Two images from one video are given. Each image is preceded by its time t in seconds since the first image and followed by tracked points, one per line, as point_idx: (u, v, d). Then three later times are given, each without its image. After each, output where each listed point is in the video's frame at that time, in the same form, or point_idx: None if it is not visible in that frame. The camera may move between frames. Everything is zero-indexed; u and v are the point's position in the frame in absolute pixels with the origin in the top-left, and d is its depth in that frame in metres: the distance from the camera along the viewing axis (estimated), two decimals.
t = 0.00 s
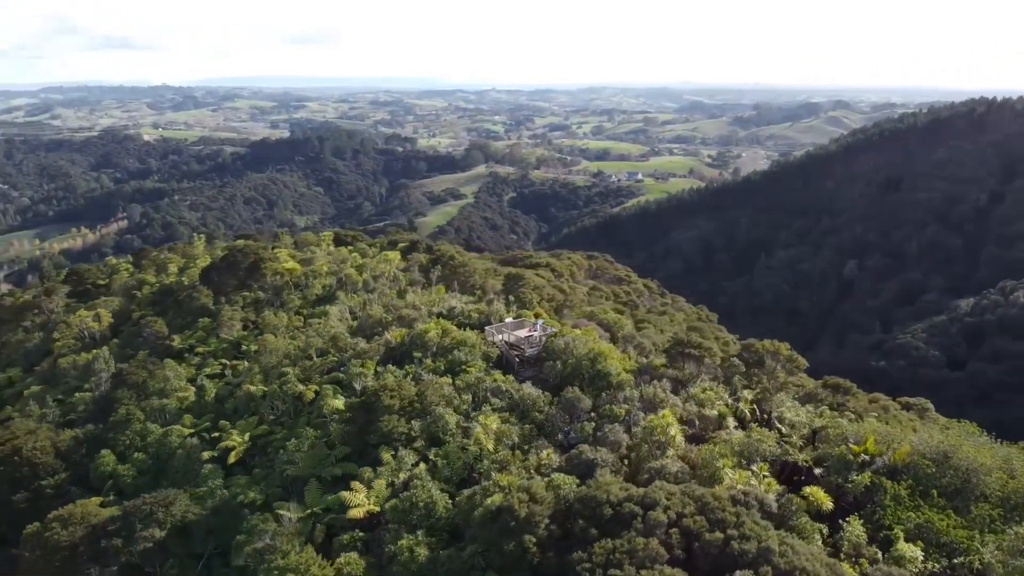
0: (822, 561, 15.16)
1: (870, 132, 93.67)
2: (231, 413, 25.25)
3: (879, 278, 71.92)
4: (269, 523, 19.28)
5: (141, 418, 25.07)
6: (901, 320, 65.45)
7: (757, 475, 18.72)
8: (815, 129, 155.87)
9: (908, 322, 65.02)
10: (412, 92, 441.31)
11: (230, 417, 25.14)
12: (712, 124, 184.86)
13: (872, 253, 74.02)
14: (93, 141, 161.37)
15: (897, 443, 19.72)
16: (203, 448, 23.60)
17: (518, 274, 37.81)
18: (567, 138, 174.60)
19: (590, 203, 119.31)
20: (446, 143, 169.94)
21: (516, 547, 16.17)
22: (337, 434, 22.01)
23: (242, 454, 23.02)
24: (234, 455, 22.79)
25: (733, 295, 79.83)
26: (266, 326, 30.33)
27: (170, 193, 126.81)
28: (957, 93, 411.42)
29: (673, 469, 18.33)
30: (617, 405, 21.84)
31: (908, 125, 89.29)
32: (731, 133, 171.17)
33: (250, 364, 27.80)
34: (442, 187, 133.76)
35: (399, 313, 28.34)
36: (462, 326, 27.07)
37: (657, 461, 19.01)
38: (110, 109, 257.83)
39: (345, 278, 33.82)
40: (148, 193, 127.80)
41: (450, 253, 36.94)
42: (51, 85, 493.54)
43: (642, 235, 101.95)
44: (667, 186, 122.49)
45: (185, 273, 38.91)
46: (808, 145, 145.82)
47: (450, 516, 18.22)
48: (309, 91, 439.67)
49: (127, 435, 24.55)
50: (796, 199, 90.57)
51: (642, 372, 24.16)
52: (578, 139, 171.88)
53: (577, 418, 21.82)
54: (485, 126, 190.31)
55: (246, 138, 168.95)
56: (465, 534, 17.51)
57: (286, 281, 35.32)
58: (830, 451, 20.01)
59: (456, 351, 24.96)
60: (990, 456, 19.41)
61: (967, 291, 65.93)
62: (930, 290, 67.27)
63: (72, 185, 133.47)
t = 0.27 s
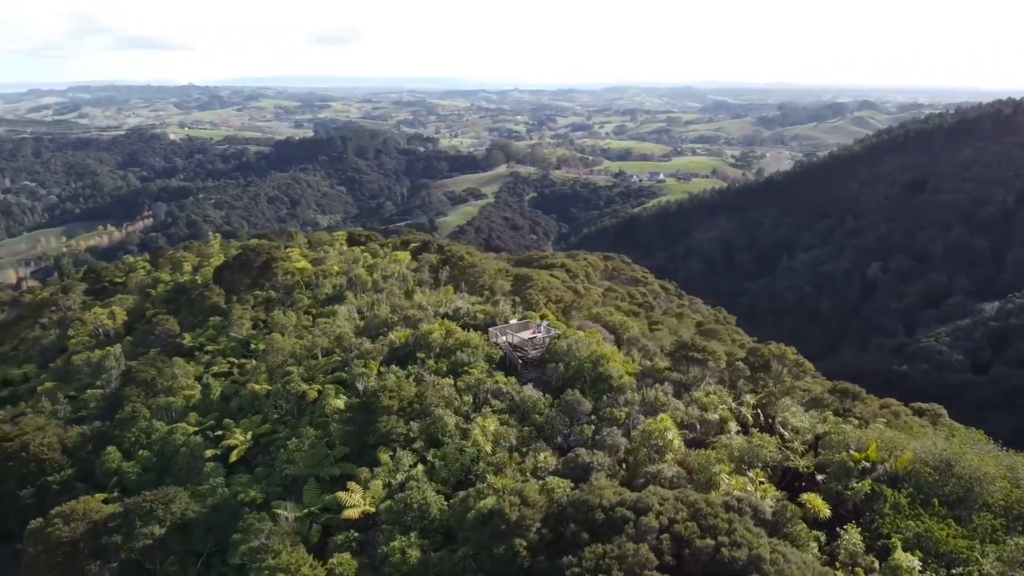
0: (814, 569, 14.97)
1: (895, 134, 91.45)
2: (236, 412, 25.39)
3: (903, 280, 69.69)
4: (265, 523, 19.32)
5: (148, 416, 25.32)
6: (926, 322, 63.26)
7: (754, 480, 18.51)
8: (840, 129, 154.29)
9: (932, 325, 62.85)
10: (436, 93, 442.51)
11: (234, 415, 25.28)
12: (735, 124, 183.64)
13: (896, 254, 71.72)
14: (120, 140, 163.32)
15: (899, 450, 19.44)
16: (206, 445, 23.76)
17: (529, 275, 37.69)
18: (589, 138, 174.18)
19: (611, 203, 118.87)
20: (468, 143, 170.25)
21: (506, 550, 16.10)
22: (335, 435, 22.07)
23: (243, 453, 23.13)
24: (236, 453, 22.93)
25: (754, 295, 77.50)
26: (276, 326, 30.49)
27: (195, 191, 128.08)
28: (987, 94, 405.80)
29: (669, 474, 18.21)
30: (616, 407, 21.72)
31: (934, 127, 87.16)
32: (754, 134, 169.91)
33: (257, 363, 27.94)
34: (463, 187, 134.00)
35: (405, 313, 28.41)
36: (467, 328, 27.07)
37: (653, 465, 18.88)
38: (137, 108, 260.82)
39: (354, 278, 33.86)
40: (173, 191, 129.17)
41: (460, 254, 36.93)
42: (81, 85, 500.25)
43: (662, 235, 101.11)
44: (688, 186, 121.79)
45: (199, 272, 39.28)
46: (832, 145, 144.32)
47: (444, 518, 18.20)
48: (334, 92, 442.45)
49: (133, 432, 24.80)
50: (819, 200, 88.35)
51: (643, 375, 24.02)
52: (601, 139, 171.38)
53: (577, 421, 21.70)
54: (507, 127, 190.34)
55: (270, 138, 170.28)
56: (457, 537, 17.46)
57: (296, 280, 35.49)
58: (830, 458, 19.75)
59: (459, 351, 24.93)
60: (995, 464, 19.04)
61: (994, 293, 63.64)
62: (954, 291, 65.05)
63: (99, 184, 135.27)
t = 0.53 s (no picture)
0: None
1: (920, 135, 89.87)
2: (240, 411, 25.55)
3: (926, 284, 68.26)
4: (262, 522, 19.43)
5: (154, 414, 25.55)
6: (949, 327, 62.08)
7: (750, 487, 18.28)
8: (866, 130, 152.50)
9: (955, 329, 61.66)
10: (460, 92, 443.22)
11: (237, 414, 25.44)
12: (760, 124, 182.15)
13: (919, 257, 70.43)
14: (147, 139, 165.21)
15: (900, 458, 19.12)
16: (209, 443, 23.93)
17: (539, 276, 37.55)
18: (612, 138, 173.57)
19: (632, 204, 118.33)
20: (490, 143, 170.37)
21: (496, 554, 16.03)
22: (335, 435, 22.13)
23: (245, 452, 23.26)
24: (237, 453, 23.03)
25: (774, 297, 76.54)
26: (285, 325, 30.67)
27: (220, 190, 129.27)
28: (1020, 95, 399.22)
29: (664, 479, 18.02)
30: (615, 412, 21.57)
31: (961, 128, 85.51)
32: (779, 134, 168.39)
33: (263, 363, 28.10)
34: (484, 187, 134.06)
35: (411, 314, 28.41)
36: (472, 329, 27.02)
37: (648, 470, 18.71)
38: (163, 108, 263.80)
39: (364, 278, 33.92)
40: (198, 190, 130.46)
41: (470, 255, 36.92)
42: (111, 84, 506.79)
43: (683, 236, 100.36)
44: (711, 187, 120.93)
45: (213, 271, 39.61)
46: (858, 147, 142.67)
47: (437, 520, 18.17)
48: (359, 91, 444.54)
49: (139, 430, 25.04)
50: (842, 202, 87.06)
51: (645, 379, 23.83)
52: (624, 139, 170.72)
53: (577, 424, 21.55)
54: (530, 127, 190.19)
55: (294, 137, 171.51)
56: (450, 539, 17.42)
57: (307, 280, 35.68)
58: (831, 465, 19.47)
59: (461, 353, 24.89)
60: (1001, 474, 18.63)
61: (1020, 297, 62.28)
62: (979, 296, 63.75)
63: (126, 182, 136.99)
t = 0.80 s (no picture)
0: None
1: (946, 135, 88.35)
2: (244, 410, 25.69)
3: (952, 287, 66.98)
4: (259, 520, 19.50)
5: (159, 412, 25.75)
6: (974, 331, 60.87)
7: (747, 493, 18.05)
8: (893, 131, 150.60)
9: (981, 333, 60.44)
10: (484, 92, 443.71)
11: (241, 412, 25.58)
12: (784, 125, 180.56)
13: (944, 260, 69.17)
14: (172, 138, 166.99)
15: (902, 465, 18.81)
16: (212, 442, 24.06)
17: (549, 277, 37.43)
18: (634, 138, 172.85)
19: (653, 204, 117.73)
20: (512, 143, 170.36)
21: (486, 558, 15.95)
22: (335, 436, 22.17)
23: (247, 451, 23.36)
24: (238, 452, 23.12)
25: (795, 298, 75.53)
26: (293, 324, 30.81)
27: (243, 189, 130.38)
28: None
29: (659, 484, 17.85)
30: (615, 415, 21.42)
31: (988, 129, 83.97)
32: (804, 134, 166.76)
33: (269, 361, 28.24)
34: (505, 187, 134.04)
35: (417, 315, 28.41)
36: (476, 330, 26.98)
37: (644, 475, 18.55)
38: (189, 108, 266.83)
39: (374, 278, 33.96)
40: (222, 189, 131.63)
41: (481, 256, 36.87)
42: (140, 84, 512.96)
43: (704, 237, 99.56)
44: (733, 187, 119.96)
45: (226, 269, 39.93)
46: (884, 147, 140.93)
47: (430, 522, 18.12)
48: (383, 91, 446.48)
49: (144, 427, 25.24)
50: (866, 203, 85.77)
51: (648, 382, 23.63)
52: (646, 139, 169.93)
53: (577, 427, 21.42)
54: (551, 126, 189.92)
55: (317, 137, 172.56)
56: (442, 542, 17.36)
57: (317, 279, 35.82)
58: (832, 473, 19.19)
59: (464, 354, 24.84)
60: (1005, 484, 18.29)
61: None
62: (1005, 299, 62.44)
63: (151, 181, 138.55)
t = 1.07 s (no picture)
0: None
1: (971, 136, 86.84)
2: (249, 409, 25.82)
3: (975, 291, 65.74)
4: (256, 519, 19.58)
5: (165, 411, 25.95)
6: (998, 334, 59.64)
7: (744, 500, 17.83)
8: (918, 131, 148.72)
9: (1005, 337, 59.23)
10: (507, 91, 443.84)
11: (246, 411, 25.71)
12: (807, 125, 178.93)
13: (968, 262, 67.90)
14: (196, 137, 168.55)
15: (904, 473, 18.49)
16: (216, 440, 24.20)
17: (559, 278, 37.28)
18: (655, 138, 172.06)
19: (672, 204, 117.09)
20: (532, 142, 170.26)
21: (476, 560, 15.89)
22: (335, 436, 22.20)
23: (249, 450, 23.45)
24: (240, 451, 23.19)
25: (816, 300, 74.45)
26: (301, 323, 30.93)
27: (265, 189, 131.30)
28: None
29: (654, 489, 17.67)
30: (615, 419, 21.25)
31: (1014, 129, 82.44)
32: (827, 135, 165.16)
33: (274, 361, 28.36)
34: (525, 186, 133.94)
35: (422, 315, 28.38)
36: (480, 332, 26.93)
37: (640, 480, 18.37)
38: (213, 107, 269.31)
39: (382, 278, 33.99)
40: (245, 188, 132.68)
41: (491, 257, 36.82)
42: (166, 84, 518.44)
43: (724, 238, 98.69)
44: (754, 188, 118.99)
45: (238, 268, 40.20)
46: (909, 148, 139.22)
47: (424, 523, 18.08)
48: (406, 91, 447.93)
49: (150, 425, 25.45)
50: (888, 206, 84.52)
51: (650, 386, 23.46)
52: (667, 139, 169.07)
53: (577, 430, 21.29)
54: (572, 126, 189.55)
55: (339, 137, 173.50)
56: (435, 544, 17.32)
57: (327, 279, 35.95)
58: (832, 479, 18.90)
59: (466, 355, 24.78)
60: (1009, 492, 17.89)
61: None
62: None
63: (175, 179, 139.94)
